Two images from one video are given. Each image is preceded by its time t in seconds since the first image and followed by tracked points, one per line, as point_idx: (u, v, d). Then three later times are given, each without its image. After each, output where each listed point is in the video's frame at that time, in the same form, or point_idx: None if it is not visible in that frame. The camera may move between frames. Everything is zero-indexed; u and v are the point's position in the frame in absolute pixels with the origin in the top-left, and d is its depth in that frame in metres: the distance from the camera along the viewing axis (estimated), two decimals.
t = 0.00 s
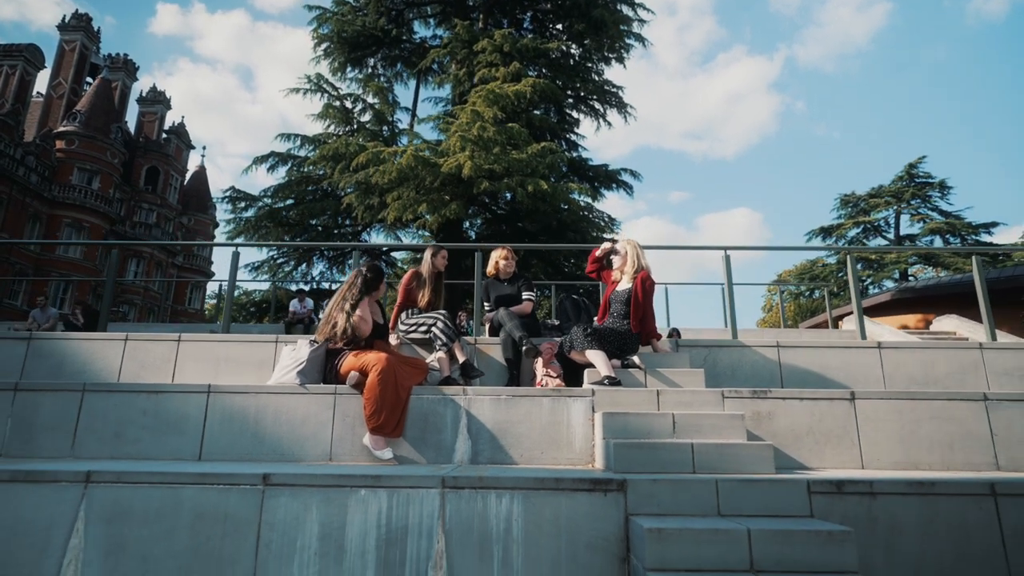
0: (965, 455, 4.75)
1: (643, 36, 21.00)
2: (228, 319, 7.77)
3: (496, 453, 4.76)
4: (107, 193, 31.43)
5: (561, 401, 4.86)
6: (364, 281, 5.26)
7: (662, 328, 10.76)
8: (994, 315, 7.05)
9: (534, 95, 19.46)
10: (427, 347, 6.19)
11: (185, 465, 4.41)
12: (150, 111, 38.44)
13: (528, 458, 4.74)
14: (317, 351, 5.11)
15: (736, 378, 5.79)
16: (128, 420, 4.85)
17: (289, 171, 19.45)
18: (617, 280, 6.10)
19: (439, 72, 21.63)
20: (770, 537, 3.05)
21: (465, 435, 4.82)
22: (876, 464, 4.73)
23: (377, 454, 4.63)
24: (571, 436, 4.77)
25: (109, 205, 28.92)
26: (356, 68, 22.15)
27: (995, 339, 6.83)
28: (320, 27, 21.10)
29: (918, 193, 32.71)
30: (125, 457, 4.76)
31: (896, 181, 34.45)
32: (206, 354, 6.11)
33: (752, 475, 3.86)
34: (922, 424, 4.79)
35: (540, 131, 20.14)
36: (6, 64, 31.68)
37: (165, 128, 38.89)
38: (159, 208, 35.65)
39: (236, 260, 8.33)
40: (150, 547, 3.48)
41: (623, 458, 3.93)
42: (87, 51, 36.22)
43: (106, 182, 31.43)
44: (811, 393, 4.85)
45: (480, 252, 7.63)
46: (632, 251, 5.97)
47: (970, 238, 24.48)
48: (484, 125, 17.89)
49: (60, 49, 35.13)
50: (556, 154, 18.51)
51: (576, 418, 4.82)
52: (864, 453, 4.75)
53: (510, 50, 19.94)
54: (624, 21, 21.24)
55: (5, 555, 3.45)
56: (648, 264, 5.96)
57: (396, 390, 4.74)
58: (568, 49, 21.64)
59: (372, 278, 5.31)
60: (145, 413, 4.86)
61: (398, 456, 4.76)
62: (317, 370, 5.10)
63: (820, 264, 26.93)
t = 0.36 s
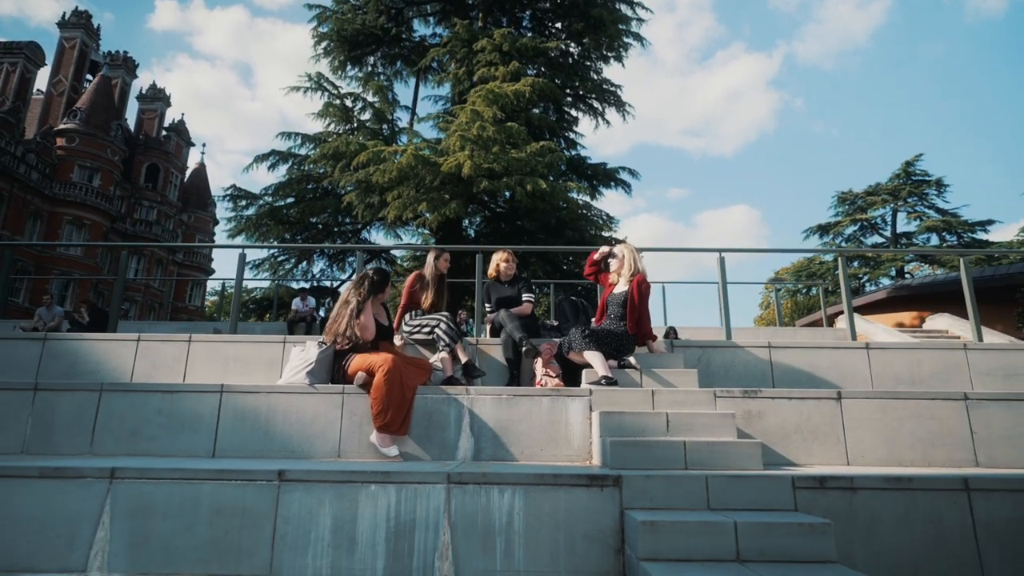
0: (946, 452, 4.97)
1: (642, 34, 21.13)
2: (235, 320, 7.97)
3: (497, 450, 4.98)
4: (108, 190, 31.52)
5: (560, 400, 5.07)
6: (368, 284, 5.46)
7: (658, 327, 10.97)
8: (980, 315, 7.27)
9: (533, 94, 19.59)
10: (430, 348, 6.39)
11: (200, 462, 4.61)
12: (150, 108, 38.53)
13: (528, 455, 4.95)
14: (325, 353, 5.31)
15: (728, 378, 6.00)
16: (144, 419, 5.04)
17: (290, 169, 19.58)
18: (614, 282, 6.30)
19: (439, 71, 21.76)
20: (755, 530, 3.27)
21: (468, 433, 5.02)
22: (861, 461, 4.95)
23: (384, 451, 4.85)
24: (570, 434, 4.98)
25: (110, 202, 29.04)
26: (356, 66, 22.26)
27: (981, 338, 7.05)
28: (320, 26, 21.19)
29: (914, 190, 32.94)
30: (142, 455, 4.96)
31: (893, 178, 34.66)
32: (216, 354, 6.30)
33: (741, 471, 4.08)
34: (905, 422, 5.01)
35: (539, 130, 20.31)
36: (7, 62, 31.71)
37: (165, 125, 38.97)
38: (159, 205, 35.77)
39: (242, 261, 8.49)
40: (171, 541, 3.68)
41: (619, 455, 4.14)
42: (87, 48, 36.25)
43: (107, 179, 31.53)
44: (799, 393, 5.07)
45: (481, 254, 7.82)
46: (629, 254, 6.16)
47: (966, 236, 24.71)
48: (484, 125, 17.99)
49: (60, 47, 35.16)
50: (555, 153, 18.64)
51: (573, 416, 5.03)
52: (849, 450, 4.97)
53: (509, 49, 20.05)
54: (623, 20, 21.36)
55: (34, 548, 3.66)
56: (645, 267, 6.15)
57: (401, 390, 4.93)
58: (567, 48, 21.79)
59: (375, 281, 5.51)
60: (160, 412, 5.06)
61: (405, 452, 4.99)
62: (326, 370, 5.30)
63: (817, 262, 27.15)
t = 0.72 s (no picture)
0: (929, 450, 5.18)
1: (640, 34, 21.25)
2: (241, 319, 8.15)
3: (498, 447, 5.18)
4: (108, 188, 31.61)
5: (559, 399, 5.26)
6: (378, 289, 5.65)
7: (655, 326, 11.16)
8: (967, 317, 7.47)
9: (532, 94, 19.72)
10: (432, 348, 6.57)
11: (213, 460, 4.80)
12: (150, 106, 38.62)
13: (528, 453, 5.15)
14: (333, 354, 5.50)
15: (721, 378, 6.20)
16: (158, 418, 5.23)
17: (290, 168, 19.68)
18: (611, 285, 6.49)
19: (438, 71, 21.86)
20: (743, 524, 3.47)
21: (470, 432, 5.22)
22: (848, 458, 5.15)
23: (390, 449, 5.04)
24: (568, 432, 5.18)
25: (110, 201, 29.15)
26: (356, 65, 22.35)
27: (969, 338, 7.25)
28: (320, 25, 21.26)
29: (911, 189, 33.13)
30: (156, 452, 5.15)
31: (890, 176, 34.86)
32: (225, 354, 6.50)
33: (731, 468, 4.28)
34: (890, 421, 5.21)
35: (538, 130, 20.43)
36: (7, 60, 31.75)
37: (165, 123, 39.05)
38: (159, 203, 35.87)
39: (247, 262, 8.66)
40: (189, 535, 3.87)
41: (615, 453, 4.34)
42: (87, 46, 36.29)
43: (107, 178, 31.62)
44: (789, 393, 5.28)
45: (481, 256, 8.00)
46: (626, 258, 6.35)
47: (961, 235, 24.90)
48: (483, 125, 18.09)
49: (60, 45, 35.20)
50: (554, 153, 18.75)
51: (571, 415, 5.22)
52: (837, 448, 5.17)
53: (508, 49, 20.13)
54: (621, 20, 21.48)
55: (58, 542, 3.86)
56: (642, 271, 6.34)
57: (405, 391, 5.11)
58: (566, 48, 21.91)
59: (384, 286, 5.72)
60: (174, 411, 5.25)
61: (409, 450, 5.18)
62: (333, 371, 5.49)
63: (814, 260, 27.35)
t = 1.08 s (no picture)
0: (912, 447, 5.39)
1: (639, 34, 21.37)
2: (247, 320, 8.35)
3: (499, 444, 5.39)
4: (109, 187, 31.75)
5: (557, 399, 5.46)
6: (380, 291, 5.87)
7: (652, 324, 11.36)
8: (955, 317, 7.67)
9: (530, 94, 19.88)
10: (434, 349, 6.78)
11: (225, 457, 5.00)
12: (150, 105, 38.75)
13: (527, 451, 5.35)
14: (338, 355, 5.71)
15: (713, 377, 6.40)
16: (171, 417, 5.43)
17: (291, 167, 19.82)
18: (608, 288, 6.68)
19: (437, 70, 21.99)
20: (730, 517, 3.68)
21: (472, 430, 5.43)
22: (835, 454, 5.36)
23: (395, 447, 5.23)
24: (566, 430, 5.38)
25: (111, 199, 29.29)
26: (355, 65, 22.46)
27: (956, 337, 7.44)
28: (320, 25, 21.38)
29: (907, 186, 33.32)
30: (170, 450, 5.35)
31: (887, 174, 35.06)
32: (234, 355, 6.69)
33: (721, 464, 4.49)
34: (875, 419, 5.43)
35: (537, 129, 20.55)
36: (7, 60, 31.85)
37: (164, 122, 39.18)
38: (159, 202, 35.99)
39: (253, 263, 8.85)
40: (205, 528, 4.07)
41: (610, 450, 4.55)
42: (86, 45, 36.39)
43: (108, 177, 31.76)
44: (778, 392, 5.48)
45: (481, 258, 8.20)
46: (623, 262, 6.55)
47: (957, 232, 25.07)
48: (482, 125, 18.21)
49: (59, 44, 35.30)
50: (553, 152, 18.89)
51: (569, 414, 5.42)
52: (824, 445, 5.38)
53: (507, 49, 20.24)
54: (620, 20, 21.60)
55: (80, 535, 4.06)
56: (638, 274, 6.54)
57: (409, 390, 5.30)
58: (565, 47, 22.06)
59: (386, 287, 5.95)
60: (186, 410, 5.45)
61: (413, 447, 5.38)
62: (339, 372, 5.70)
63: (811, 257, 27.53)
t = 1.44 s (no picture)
0: (896, 444, 5.60)
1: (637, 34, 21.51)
2: (251, 320, 8.53)
3: (498, 442, 5.60)
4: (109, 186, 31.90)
5: (554, 399, 5.66)
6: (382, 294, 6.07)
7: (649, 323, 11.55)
8: (942, 317, 7.87)
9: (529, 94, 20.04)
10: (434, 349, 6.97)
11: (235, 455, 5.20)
12: (150, 104, 38.86)
13: (525, 448, 5.56)
14: (342, 356, 5.90)
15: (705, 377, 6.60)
16: (181, 417, 5.63)
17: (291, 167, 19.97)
18: (604, 289, 6.88)
19: (436, 70, 22.12)
20: (717, 511, 3.88)
21: (472, 429, 5.63)
22: (822, 451, 5.57)
23: (398, 445, 5.43)
24: (562, 428, 5.59)
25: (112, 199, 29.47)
26: (355, 65, 22.58)
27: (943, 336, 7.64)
28: (320, 25, 21.50)
29: (905, 184, 33.49)
30: (181, 448, 5.55)
31: (884, 171, 35.24)
32: (240, 355, 6.89)
33: (711, 461, 4.70)
34: (860, 417, 5.64)
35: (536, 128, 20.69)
36: (7, 59, 31.96)
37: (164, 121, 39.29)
38: (159, 201, 36.13)
39: (256, 265, 9.03)
40: (218, 523, 4.27)
41: (605, 448, 4.76)
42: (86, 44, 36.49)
43: (108, 176, 31.90)
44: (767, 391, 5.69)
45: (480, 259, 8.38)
46: (618, 265, 6.75)
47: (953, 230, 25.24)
48: (481, 126, 18.35)
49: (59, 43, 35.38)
50: (551, 152, 19.05)
51: (565, 413, 5.63)
52: (812, 442, 5.59)
53: (506, 50, 20.37)
54: (618, 19, 21.75)
55: (99, 530, 4.26)
56: (632, 276, 6.74)
57: (411, 391, 5.49)
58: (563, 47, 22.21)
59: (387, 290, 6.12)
60: (196, 411, 5.64)
61: (415, 445, 5.59)
62: (344, 373, 5.90)
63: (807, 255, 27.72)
